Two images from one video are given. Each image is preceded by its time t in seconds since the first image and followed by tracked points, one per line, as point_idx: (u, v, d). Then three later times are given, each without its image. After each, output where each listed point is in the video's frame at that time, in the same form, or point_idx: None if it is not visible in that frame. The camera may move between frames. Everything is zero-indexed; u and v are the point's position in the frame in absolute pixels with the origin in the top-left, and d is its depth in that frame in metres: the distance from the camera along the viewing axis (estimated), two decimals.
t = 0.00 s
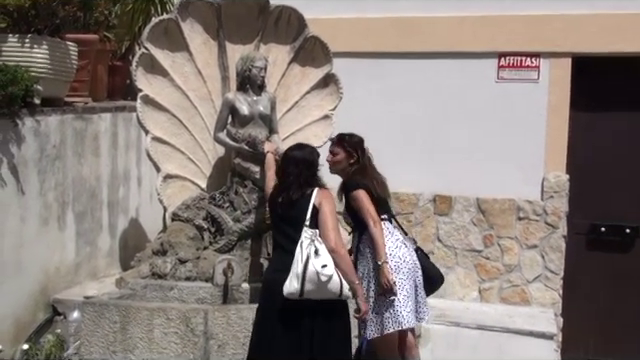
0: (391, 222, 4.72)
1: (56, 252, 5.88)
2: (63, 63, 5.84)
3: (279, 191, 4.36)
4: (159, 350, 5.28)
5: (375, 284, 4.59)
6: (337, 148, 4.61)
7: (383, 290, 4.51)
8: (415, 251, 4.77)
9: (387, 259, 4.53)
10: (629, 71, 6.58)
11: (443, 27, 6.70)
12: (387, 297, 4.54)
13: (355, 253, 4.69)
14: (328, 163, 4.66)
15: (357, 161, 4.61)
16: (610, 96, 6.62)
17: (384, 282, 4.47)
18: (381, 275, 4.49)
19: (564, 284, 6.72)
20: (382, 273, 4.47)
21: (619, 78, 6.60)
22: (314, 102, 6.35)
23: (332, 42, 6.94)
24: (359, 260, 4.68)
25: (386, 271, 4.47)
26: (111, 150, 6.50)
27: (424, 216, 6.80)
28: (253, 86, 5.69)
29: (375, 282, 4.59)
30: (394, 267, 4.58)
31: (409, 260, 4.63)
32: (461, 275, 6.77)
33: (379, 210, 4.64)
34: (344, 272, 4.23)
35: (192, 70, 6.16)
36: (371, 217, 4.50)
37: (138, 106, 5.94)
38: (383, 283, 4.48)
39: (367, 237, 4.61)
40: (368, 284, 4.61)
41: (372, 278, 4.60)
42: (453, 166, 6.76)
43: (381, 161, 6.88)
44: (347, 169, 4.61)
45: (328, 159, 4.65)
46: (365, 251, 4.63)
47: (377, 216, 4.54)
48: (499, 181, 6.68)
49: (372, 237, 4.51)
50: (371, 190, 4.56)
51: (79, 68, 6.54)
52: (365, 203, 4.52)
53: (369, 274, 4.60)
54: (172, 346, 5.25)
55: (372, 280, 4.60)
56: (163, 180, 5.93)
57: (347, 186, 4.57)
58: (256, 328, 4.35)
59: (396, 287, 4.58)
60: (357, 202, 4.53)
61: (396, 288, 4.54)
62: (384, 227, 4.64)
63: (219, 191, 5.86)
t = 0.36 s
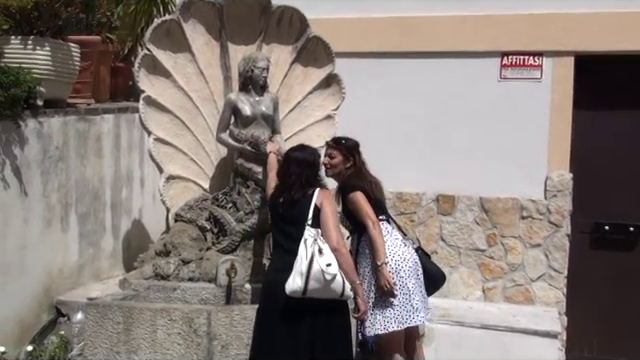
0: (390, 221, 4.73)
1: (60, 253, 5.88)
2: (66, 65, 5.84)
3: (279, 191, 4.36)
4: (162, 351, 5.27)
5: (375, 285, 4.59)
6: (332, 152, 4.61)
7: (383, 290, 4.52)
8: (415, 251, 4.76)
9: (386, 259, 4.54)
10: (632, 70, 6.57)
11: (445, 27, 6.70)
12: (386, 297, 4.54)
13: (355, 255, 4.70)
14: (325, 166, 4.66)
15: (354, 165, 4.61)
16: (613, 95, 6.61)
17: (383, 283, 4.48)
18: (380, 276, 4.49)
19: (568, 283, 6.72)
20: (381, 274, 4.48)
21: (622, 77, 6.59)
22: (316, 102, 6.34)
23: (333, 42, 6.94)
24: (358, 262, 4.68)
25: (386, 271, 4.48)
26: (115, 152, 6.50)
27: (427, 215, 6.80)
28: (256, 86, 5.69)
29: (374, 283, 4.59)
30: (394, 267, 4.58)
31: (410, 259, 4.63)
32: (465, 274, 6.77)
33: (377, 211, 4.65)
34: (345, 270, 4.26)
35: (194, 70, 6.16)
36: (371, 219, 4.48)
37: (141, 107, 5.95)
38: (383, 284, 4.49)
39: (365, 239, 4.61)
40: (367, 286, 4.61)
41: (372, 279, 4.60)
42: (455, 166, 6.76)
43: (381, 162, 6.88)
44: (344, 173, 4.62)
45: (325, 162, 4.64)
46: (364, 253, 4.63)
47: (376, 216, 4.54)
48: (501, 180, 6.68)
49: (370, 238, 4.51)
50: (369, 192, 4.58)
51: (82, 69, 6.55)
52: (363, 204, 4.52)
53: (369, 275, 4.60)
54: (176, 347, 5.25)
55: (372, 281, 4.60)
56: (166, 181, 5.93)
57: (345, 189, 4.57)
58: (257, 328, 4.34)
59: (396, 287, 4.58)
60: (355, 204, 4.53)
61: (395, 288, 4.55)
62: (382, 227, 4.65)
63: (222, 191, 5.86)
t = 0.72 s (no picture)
0: (391, 221, 4.72)
1: (61, 254, 5.88)
2: (67, 65, 5.84)
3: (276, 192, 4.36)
4: (164, 351, 5.27)
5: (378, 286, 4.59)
6: (332, 153, 4.62)
7: (388, 289, 4.51)
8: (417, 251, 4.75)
9: (389, 259, 4.53)
10: (634, 69, 6.57)
11: (446, 26, 6.69)
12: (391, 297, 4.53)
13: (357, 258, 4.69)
14: (326, 166, 4.67)
15: (355, 165, 4.62)
16: (614, 94, 6.61)
17: (388, 282, 4.48)
18: (384, 276, 4.49)
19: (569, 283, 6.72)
20: (385, 274, 4.48)
21: (623, 77, 6.58)
22: (317, 102, 6.34)
23: (334, 42, 6.94)
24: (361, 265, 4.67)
25: (389, 271, 4.48)
26: (116, 152, 6.50)
27: (429, 215, 6.80)
28: (257, 86, 5.69)
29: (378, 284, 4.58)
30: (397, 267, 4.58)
31: (413, 258, 4.63)
32: (466, 274, 6.77)
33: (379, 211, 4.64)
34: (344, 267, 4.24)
35: (195, 71, 6.16)
36: (373, 218, 4.48)
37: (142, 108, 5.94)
38: (387, 283, 4.48)
39: (367, 240, 4.61)
40: (371, 286, 4.60)
41: (375, 280, 4.60)
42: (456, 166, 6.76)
43: (382, 163, 6.88)
44: (344, 173, 4.63)
45: (325, 163, 4.65)
46: (366, 254, 4.63)
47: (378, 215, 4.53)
48: (503, 180, 6.68)
49: (373, 239, 4.51)
50: (371, 192, 4.57)
51: (83, 69, 6.54)
52: (364, 204, 4.51)
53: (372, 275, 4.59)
54: (177, 347, 5.25)
55: (375, 282, 4.60)
56: (167, 181, 5.94)
57: (346, 190, 4.57)
58: (257, 328, 4.34)
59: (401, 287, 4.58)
60: (357, 204, 4.53)
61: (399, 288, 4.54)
62: (385, 227, 4.64)
63: (223, 192, 5.85)
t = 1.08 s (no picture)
0: (391, 221, 4.71)
1: (61, 254, 5.87)
2: (67, 66, 5.83)
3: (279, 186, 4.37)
4: (163, 352, 5.27)
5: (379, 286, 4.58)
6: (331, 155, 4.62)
7: (389, 289, 4.50)
8: (417, 251, 4.76)
9: (390, 259, 4.53)
10: (634, 69, 6.57)
11: (446, 26, 6.70)
12: (393, 297, 4.52)
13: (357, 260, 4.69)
14: (324, 167, 4.66)
15: (353, 166, 4.62)
16: (614, 94, 6.61)
17: (390, 281, 4.48)
18: (385, 276, 4.49)
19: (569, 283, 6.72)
20: (386, 273, 4.47)
21: (623, 76, 6.59)
22: (317, 102, 6.34)
23: (334, 42, 6.94)
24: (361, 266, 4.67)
25: (390, 270, 4.48)
26: (115, 153, 6.49)
27: (429, 215, 6.80)
28: (256, 86, 5.69)
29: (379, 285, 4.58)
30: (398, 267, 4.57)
31: (414, 258, 4.63)
32: (466, 274, 6.77)
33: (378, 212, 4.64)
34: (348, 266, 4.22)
35: (195, 71, 6.16)
36: (373, 218, 4.49)
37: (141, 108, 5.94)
38: (388, 283, 4.48)
39: (367, 241, 4.61)
40: (371, 287, 4.59)
41: (376, 280, 4.59)
42: (456, 166, 6.75)
43: (382, 164, 6.88)
44: (343, 174, 4.63)
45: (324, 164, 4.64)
46: (366, 255, 4.62)
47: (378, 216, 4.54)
48: (503, 180, 6.68)
49: (373, 238, 4.51)
50: (370, 192, 4.57)
51: (83, 70, 6.52)
52: (364, 204, 4.51)
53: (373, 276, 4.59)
54: (177, 348, 5.25)
55: (376, 283, 4.59)
56: (166, 182, 5.93)
57: (345, 191, 4.57)
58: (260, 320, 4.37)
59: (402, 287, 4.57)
60: (356, 205, 4.53)
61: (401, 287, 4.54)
62: (385, 227, 4.62)
63: (223, 192, 5.84)
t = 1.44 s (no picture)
0: (391, 222, 4.72)
1: (61, 255, 5.87)
2: (66, 67, 5.83)
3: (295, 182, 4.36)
4: (163, 352, 5.27)
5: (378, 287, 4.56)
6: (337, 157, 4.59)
7: (389, 290, 4.49)
8: (417, 252, 4.76)
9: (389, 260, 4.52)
10: (633, 69, 6.57)
11: (446, 27, 6.69)
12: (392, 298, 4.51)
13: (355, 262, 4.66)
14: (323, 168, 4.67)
15: (353, 167, 4.63)
16: (614, 95, 6.61)
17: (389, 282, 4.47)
18: (385, 277, 4.48)
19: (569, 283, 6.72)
20: (386, 274, 4.46)
21: (623, 77, 6.59)
22: (316, 103, 6.34)
23: (334, 43, 6.94)
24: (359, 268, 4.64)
25: (390, 271, 4.47)
26: (115, 153, 6.49)
27: (429, 216, 6.80)
28: (256, 87, 5.69)
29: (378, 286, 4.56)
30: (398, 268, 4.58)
31: (414, 258, 4.64)
32: (466, 274, 6.77)
33: (378, 212, 4.65)
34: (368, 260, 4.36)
35: (195, 72, 6.16)
36: (373, 218, 4.47)
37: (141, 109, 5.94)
38: (388, 284, 4.48)
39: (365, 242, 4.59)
40: (371, 288, 4.56)
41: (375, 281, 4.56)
42: (456, 167, 6.75)
43: (382, 165, 6.88)
44: (342, 175, 4.63)
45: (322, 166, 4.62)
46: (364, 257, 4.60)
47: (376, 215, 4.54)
48: (503, 180, 6.67)
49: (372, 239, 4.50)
50: (370, 193, 4.60)
51: (82, 71, 6.51)
52: (364, 205, 4.51)
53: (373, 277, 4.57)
54: (176, 348, 5.24)
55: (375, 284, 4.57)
56: (166, 182, 5.92)
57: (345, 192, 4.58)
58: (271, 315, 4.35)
59: (401, 288, 4.57)
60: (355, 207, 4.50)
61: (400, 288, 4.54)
62: (385, 228, 4.63)
63: (223, 193, 5.84)
